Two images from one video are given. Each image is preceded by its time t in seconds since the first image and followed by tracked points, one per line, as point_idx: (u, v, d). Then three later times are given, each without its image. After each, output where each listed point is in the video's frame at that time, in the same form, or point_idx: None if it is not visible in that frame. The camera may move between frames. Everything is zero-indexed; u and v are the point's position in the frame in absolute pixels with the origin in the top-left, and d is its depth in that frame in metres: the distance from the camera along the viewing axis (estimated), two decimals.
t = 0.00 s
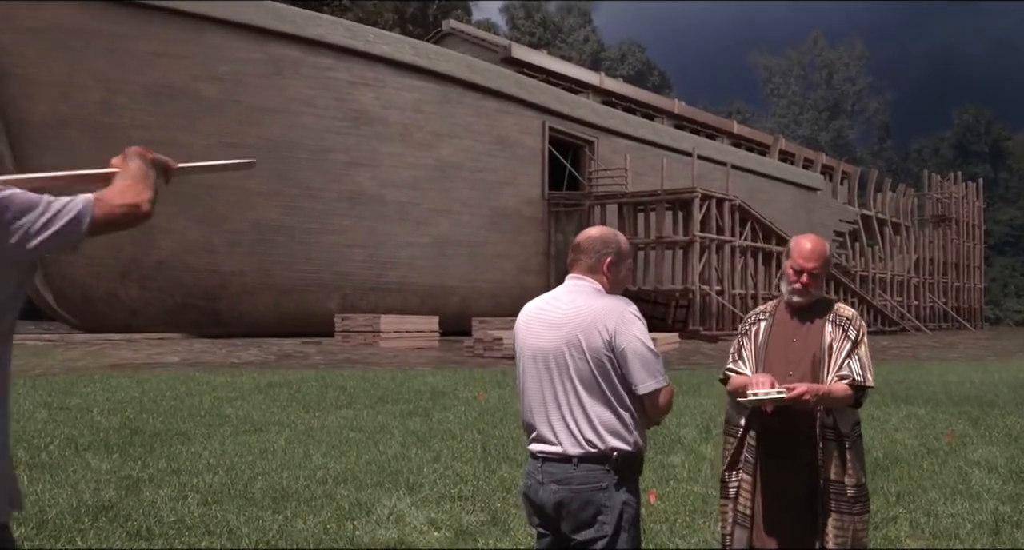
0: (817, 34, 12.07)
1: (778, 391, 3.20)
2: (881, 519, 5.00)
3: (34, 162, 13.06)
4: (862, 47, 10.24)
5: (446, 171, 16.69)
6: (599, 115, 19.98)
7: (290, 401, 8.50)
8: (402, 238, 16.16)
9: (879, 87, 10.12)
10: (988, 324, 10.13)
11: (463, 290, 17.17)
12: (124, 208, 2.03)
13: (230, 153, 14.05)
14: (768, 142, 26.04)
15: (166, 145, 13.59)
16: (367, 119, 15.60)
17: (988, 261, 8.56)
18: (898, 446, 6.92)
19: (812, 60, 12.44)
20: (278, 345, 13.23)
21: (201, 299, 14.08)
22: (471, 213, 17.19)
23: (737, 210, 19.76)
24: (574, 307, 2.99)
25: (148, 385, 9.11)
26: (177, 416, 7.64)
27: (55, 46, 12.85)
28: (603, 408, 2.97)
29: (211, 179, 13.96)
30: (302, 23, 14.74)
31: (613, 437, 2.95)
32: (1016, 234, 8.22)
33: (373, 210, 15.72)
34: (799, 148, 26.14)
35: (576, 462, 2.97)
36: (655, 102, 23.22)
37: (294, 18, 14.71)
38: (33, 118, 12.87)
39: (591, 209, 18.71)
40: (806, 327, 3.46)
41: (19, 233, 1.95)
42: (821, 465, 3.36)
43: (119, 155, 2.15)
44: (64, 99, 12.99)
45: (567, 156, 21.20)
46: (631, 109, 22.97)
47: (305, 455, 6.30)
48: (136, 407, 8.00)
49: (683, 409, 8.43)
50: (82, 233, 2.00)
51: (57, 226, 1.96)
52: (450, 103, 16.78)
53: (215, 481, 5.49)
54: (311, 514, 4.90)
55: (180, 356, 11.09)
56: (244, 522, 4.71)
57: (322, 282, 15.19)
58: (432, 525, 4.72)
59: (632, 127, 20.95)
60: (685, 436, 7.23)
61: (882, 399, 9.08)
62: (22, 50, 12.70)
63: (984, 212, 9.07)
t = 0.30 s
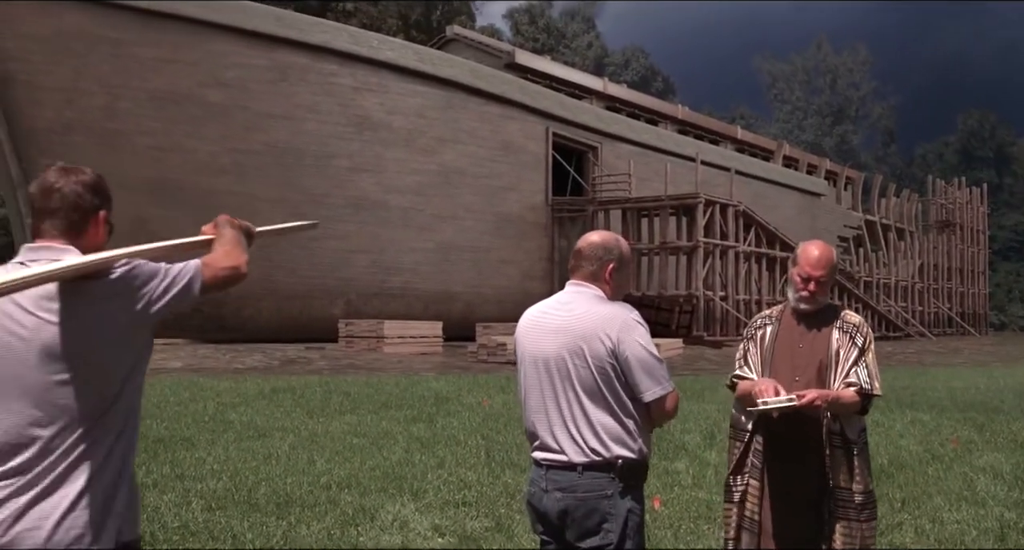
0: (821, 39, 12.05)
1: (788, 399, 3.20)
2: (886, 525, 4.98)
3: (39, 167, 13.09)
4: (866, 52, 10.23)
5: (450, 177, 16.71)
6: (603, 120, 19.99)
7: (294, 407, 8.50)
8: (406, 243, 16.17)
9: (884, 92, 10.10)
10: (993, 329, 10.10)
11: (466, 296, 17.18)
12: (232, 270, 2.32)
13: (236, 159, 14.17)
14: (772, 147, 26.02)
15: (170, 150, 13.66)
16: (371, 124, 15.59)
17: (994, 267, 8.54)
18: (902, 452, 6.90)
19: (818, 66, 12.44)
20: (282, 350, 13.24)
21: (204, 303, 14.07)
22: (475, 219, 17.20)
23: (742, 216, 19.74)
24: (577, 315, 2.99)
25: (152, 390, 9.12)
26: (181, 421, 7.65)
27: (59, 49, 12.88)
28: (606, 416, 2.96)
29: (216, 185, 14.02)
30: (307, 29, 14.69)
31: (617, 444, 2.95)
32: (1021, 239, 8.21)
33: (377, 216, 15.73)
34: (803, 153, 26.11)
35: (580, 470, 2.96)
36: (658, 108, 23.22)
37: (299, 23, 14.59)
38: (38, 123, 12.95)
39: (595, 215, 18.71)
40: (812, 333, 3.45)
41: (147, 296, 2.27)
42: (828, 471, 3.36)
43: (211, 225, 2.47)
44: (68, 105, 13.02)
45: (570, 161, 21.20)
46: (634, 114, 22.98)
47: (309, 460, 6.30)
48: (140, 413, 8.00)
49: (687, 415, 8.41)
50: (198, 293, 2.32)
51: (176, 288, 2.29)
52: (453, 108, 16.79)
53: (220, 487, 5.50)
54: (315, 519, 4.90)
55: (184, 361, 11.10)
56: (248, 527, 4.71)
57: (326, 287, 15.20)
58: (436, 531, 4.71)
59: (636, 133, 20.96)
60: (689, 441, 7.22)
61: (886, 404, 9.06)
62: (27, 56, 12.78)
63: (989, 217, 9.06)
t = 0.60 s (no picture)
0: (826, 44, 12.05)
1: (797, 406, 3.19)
2: (893, 531, 4.97)
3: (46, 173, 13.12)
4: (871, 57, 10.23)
5: (456, 182, 16.74)
6: (608, 126, 20.02)
7: (300, 412, 8.50)
8: (412, 248, 16.19)
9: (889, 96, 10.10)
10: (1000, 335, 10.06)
11: (472, 301, 17.18)
12: (302, 271, 2.64)
13: (241, 165, 14.17)
14: (778, 153, 25.99)
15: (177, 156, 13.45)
16: (377, 130, 15.90)
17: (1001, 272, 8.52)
18: (910, 458, 6.88)
19: (823, 71, 12.45)
20: (288, 355, 13.24)
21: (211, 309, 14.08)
22: (481, 224, 17.22)
23: (748, 221, 19.69)
24: (581, 322, 2.98)
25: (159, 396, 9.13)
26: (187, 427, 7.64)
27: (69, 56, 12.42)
28: (611, 424, 2.96)
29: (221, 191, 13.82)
30: (311, 36, 14.83)
31: (622, 452, 2.95)
32: None
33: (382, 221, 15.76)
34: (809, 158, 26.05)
35: (586, 477, 2.97)
36: (663, 113, 23.21)
37: (303, 28, 14.73)
38: (46, 131, 13.15)
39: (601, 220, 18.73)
40: (818, 338, 3.44)
41: (237, 295, 2.57)
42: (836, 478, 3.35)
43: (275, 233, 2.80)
44: (75, 111, 12.95)
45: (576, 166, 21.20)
46: (639, 119, 22.97)
47: (314, 466, 6.29)
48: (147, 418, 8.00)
49: (694, 421, 8.38)
50: (274, 293, 2.63)
51: (258, 289, 2.59)
52: (460, 114, 17.06)
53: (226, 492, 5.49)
54: (321, 525, 4.90)
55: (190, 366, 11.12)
56: (254, 533, 4.71)
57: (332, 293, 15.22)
58: (442, 536, 4.71)
59: (641, 138, 20.96)
60: (696, 447, 7.21)
61: (895, 410, 9.04)
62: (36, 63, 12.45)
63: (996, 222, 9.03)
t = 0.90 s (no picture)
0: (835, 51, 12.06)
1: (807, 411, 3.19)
2: (904, 539, 4.94)
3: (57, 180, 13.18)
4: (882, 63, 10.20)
5: (464, 190, 16.75)
6: (616, 133, 20.03)
7: (309, 420, 8.51)
8: (421, 255, 16.20)
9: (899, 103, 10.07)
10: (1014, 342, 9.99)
11: (481, 309, 17.17)
12: (349, 300, 2.87)
13: (251, 173, 14.24)
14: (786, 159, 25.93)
15: (187, 164, 13.74)
16: (386, 137, 15.77)
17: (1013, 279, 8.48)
18: (921, 465, 6.84)
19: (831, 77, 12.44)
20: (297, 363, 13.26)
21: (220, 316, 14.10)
22: (490, 231, 17.22)
23: (756, 227, 19.65)
24: (591, 330, 2.97)
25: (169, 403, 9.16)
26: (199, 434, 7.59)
27: (88, 66, 13.06)
28: (621, 432, 2.96)
29: (231, 198, 14.01)
30: (321, 43, 14.90)
31: (632, 461, 2.95)
32: None
33: (391, 228, 15.78)
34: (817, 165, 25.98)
35: (597, 486, 2.96)
36: (671, 119, 23.20)
37: (313, 36, 14.84)
38: (57, 139, 12.95)
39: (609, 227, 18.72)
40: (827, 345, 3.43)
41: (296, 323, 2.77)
42: (848, 486, 3.35)
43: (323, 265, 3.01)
44: (87, 119, 13.09)
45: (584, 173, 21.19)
46: (647, 126, 22.97)
47: (323, 473, 6.28)
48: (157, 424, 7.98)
49: (704, 429, 8.34)
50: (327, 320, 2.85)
51: (314, 316, 2.78)
52: (468, 122, 16.89)
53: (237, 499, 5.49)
54: (330, 532, 4.89)
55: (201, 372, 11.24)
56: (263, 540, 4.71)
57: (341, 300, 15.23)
58: (451, 544, 4.70)
59: (649, 144, 20.96)
60: (705, 454, 7.20)
61: (905, 417, 8.99)
62: (47, 72, 12.83)
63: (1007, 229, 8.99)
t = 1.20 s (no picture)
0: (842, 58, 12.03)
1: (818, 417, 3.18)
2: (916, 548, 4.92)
3: (67, 188, 13.25)
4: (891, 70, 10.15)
5: (472, 197, 16.73)
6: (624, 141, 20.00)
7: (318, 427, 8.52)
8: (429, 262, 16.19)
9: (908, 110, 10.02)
10: None
11: (489, 316, 17.14)
12: (388, 296, 2.97)
13: (259, 181, 14.31)
14: (795, 166, 25.84)
15: (196, 172, 13.82)
16: (394, 145, 15.74)
17: None
18: (933, 474, 6.80)
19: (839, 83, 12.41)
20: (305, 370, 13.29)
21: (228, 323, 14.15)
22: (498, 238, 17.19)
23: (765, 234, 19.62)
24: (601, 338, 2.96)
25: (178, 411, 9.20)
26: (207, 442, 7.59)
27: (93, 74, 13.14)
28: (631, 439, 2.95)
29: (239, 205, 14.13)
30: (329, 51, 14.88)
31: (643, 469, 2.94)
32: None
33: (399, 235, 15.77)
34: (826, 171, 25.88)
35: (608, 494, 2.95)
36: (679, 126, 23.15)
37: (322, 44, 14.83)
38: (66, 147, 13.13)
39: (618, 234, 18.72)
40: (835, 353, 3.41)
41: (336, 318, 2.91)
42: (859, 493, 3.34)
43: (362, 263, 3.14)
44: (95, 127, 13.21)
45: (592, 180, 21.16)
46: (655, 133, 22.96)
47: (331, 481, 6.29)
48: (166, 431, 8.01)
49: (712, 436, 8.30)
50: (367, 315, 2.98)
51: (352, 311, 2.92)
52: (476, 130, 16.87)
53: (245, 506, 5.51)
54: (338, 541, 4.89)
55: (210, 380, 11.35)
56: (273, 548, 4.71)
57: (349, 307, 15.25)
58: None
59: (657, 151, 20.91)
60: (714, 462, 7.16)
61: (917, 425, 8.93)
62: (57, 80, 12.99)
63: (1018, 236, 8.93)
